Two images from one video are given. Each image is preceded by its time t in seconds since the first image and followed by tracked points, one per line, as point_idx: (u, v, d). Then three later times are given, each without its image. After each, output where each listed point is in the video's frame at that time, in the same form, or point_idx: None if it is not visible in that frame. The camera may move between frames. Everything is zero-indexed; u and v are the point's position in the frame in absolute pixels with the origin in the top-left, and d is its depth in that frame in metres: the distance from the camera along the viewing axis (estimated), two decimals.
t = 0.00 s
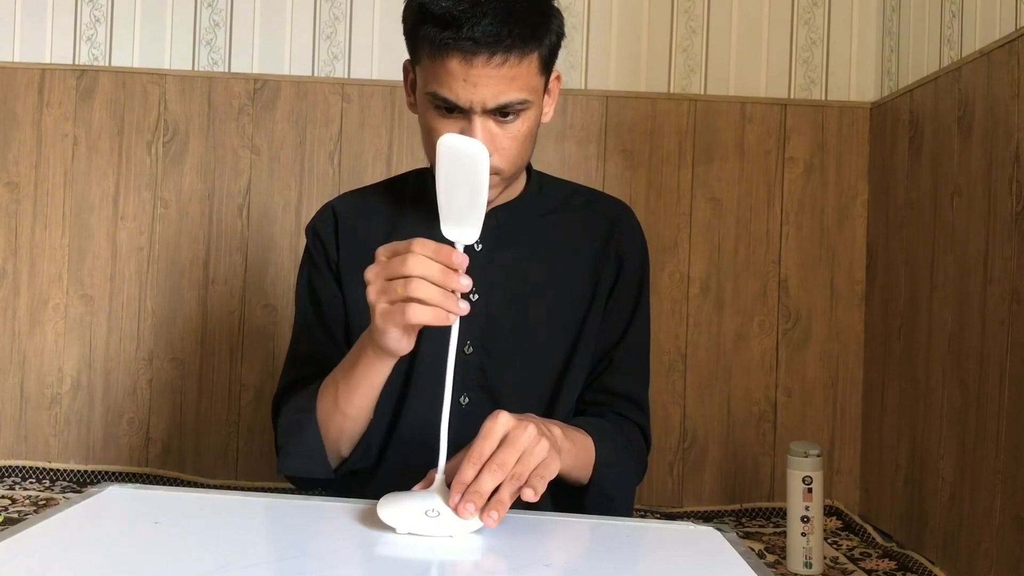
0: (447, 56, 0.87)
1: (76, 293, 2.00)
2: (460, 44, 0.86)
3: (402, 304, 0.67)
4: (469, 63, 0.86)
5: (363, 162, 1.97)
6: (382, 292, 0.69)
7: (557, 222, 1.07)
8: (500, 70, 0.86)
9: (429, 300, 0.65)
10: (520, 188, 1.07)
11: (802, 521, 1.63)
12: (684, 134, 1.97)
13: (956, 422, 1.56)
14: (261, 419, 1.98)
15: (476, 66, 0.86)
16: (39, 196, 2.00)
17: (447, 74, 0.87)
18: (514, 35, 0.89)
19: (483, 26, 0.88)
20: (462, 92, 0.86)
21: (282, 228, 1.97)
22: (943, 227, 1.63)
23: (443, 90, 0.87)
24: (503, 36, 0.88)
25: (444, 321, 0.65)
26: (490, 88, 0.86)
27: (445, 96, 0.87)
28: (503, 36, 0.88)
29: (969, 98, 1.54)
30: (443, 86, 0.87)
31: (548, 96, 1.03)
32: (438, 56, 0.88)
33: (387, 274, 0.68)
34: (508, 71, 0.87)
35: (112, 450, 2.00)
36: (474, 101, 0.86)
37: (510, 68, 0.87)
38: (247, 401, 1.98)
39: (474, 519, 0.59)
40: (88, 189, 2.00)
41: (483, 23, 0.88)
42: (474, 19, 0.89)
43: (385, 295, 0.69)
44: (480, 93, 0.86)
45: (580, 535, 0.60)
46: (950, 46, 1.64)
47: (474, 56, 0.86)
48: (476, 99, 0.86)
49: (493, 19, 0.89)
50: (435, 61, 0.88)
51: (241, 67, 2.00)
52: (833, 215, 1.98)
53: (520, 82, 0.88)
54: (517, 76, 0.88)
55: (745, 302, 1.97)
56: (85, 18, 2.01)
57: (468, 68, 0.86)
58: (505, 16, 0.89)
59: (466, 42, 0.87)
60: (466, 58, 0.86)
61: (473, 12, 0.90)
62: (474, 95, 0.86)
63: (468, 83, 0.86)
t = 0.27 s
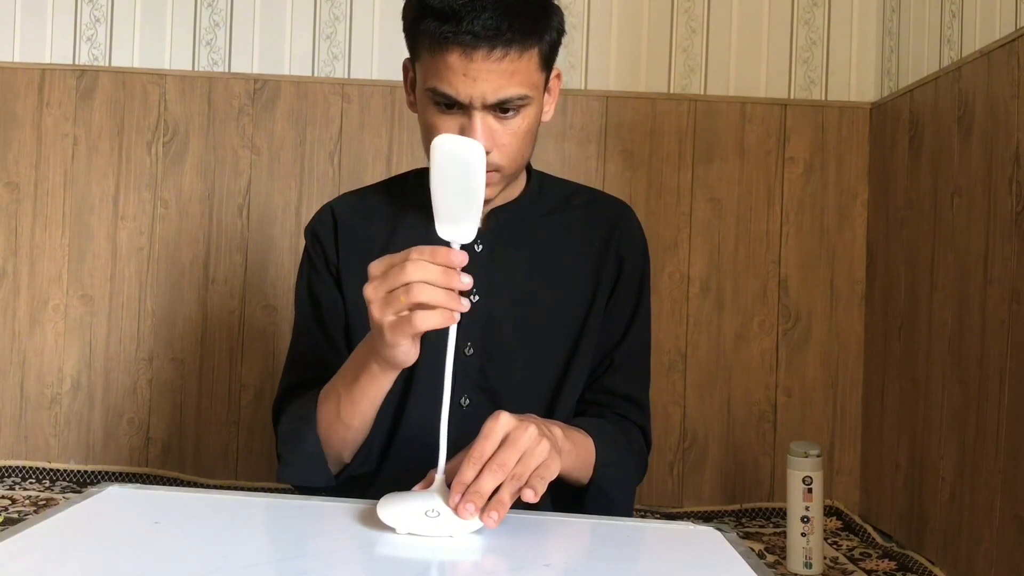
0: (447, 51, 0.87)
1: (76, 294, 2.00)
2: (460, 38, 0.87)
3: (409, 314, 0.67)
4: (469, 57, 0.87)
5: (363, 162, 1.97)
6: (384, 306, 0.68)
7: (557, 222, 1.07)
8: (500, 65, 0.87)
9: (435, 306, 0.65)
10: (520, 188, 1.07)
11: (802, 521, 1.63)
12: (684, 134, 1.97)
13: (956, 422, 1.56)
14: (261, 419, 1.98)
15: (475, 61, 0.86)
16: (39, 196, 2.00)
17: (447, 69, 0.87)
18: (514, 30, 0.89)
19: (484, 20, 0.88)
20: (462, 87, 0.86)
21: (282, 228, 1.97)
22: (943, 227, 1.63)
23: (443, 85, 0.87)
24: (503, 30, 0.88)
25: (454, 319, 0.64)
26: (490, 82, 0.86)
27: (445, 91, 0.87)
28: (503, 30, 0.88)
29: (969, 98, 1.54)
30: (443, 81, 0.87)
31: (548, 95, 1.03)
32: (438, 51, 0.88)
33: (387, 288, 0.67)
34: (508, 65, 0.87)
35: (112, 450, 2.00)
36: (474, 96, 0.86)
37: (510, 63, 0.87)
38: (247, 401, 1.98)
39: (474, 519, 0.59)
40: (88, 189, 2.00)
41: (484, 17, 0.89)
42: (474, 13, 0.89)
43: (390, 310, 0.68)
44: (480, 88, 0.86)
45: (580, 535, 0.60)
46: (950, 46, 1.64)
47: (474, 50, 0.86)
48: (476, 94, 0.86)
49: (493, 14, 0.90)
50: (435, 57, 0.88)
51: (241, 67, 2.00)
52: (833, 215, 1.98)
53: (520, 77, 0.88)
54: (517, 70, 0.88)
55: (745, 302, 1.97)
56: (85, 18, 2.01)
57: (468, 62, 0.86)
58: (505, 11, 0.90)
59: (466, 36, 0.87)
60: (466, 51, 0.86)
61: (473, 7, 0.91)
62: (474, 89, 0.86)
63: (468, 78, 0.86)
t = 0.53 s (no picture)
0: (447, 50, 0.87)
1: (76, 294, 2.00)
2: (460, 37, 0.87)
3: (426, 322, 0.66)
4: (469, 57, 0.87)
5: (363, 161, 1.97)
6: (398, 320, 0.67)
7: (558, 223, 1.07)
8: (500, 64, 0.87)
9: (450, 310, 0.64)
10: (521, 188, 1.07)
11: (802, 521, 1.63)
12: (684, 134, 1.97)
13: (956, 422, 1.56)
14: (261, 419, 1.98)
15: (476, 60, 0.87)
16: (39, 196, 2.00)
17: (447, 69, 0.87)
18: (514, 28, 0.89)
19: (484, 19, 0.88)
20: (462, 86, 0.86)
21: (282, 228, 1.97)
22: (943, 227, 1.63)
23: (443, 84, 0.87)
24: (503, 29, 0.88)
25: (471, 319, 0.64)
26: (490, 81, 0.86)
27: (446, 90, 0.87)
28: (503, 29, 0.88)
29: (969, 98, 1.54)
30: (444, 80, 0.87)
31: (549, 94, 1.03)
32: (438, 51, 0.88)
33: (397, 299, 0.66)
34: (508, 64, 0.87)
35: (112, 450, 2.00)
36: (474, 95, 0.86)
37: (510, 61, 0.87)
38: (247, 401, 1.98)
39: (473, 519, 0.59)
40: (88, 189, 1.99)
41: (483, 16, 0.89)
42: (474, 12, 0.90)
43: (404, 321, 0.66)
44: (480, 87, 0.86)
45: (580, 536, 0.60)
46: (950, 46, 1.64)
47: (474, 49, 0.87)
48: (477, 94, 0.86)
49: (493, 13, 0.90)
50: (435, 56, 0.88)
51: (241, 67, 2.00)
52: (833, 216, 1.98)
53: (520, 76, 0.89)
54: (517, 69, 0.88)
55: (745, 302, 1.97)
56: (85, 18, 2.01)
57: (469, 61, 0.87)
58: (504, 10, 0.90)
59: (466, 35, 0.87)
60: (466, 50, 0.87)
61: (473, 6, 0.91)
62: (475, 88, 0.86)
63: (468, 77, 0.86)
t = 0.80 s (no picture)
0: (448, 51, 0.87)
1: (76, 294, 2.00)
2: (461, 38, 0.87)
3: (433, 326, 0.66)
4: (469, 58, 0.87)
5: (363, 162, 1.97)
6: (405, 327, 0.67)
7: (559, 223, 1.07)
8: (501, 65, 0.87)
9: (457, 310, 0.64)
10: (521, 187, 1.07)
11: (802, 521, 1.63)
12: (684, 135, 1.97)
13: (956, 422, 1.56)
14: (261, 419, 1.98)
15: (477, 61, 0.87)
16: (39, 196, 2.00)
17: (448, 69, 0.87)
18: (515, 30, 0.89)
19: (485, 20, 0.88)
20: (463, 87, 0.86)
21: (282, 228, 1.97)
22: (943, 227, 1.63)
23: (444, 85, 0.87)
24: (504, 30, 0.88)
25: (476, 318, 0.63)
26: (491, 82, 0.86)
27: (447, 91, 0.87)
28: (503, 30, 0.88)
29: (969, 98, 1.54)
30: (444, 81, 0.87)
31: (549, 95, 1.03)
32: (439, 52, 0.88)
33: (402, 306, 0.66)
34: (509, 65, 0.87)
35: (112, 450, 2.00)
36: (475, 96, 0.86)
37: (511, 62, 0.87)
38: (247, 401, 1.98)
39: (473, 519, 0.59)
40: (88, 189, 1.99)
41: (484, 17, 0.89)
42: (475, 13, 0.90)
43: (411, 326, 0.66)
44: (481, 87, 0.86)
45: (580, 536, 0.60)
46: (950, 46, 1.64)
47: (476, 50, 0.87)
48: (477, 94, 0.86)
49: (494, 14, 0.90)
50: (436, 57, 0.88)
51: (241, 67, 2.00)
52: (833, 216, 1.98)
53: (521, 77, 0.88)
54: (518, 70, 0.88)
55: (745, 302, 1.97)
56: (85, 18, 2.01)
57: (469, 62, 0.86)
58: (505, 12, 0.90)
59: (467, 36, 0.87)
60: (467, 52, 0.87)
61: (474, 8, 0.91)
62: (475, 89, 0.86)
63: (469, 78, 0.86)
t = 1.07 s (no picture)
0: (447, 51, 0.87)
1: (76, 294, 2.00)
2: (460, 38, 0.87)
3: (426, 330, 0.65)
4: (469, 58, 0.87)
5: (363, 162, 1.97)
6: (400, 328, 0.67)
7: (558, 223, 1.07)
8: (501, 65, 0.87)
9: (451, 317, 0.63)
10: (521, 187, 1.07)
11: (802, 521, 1.63)
12: (684, 135, 1.97)
13: (956, 422, 1.56)
14: (261, 419, 1.98)
15: (476, 61, 0.87)
16: (39, 196, 2.00)
17: (447, 70, 0.87)
18: (514, 30, 0.89)
19: (484, 20, 0.88)
20: (462, 87, 0.86)
21: (282, 228, 1.97)
22: (943, 227, 1.63)
23: (443, 85, 0.87)
24: (503, 31, 0.88)
25: (470, 340, 0.62)
26: (491, 82, 0.86)
27: (446, 91, 0.87)
28: (503, 31, 0.88)
29: (969, 98, 1.54)
30: (444, 82, 0.87)
31: (549, 94, 1.03)
32: (438, 52, 0.88)
33: (400, 308, 0.66)
34: (509, 65, 0.87)
35: (112, 450, 2.00)
36: (475, 96, 0.86)
37: (510, 62, 0.87)
38: (247, 401, 1.98)
39: (474, 517, 0.59)
40: (88, 189, 1.99)
41: (483, 17, 0.89)
42: (474, 13, 0.90)
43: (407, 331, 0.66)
44: (481, 87, 0.86)
45: (580, 534, 0.60)
46: (950, 47, 1.64)
47: (475, 50, 0.87)
48: (477, 95, 0.86)
49: (493, 14, 0.90)
50: (435, 57, 0.88)
51: (241, 67, 2.00)
52: (833, 216, 1.98)
53: (520, 77, 0.88)
54: (517, 70, 0.88)
55: (745, 302, 1.97)
56: (85, 18, 2.01)
57: (469, 63, 0.87)
58: (504, 12, 0.90)
59: (466, 37, 0.87)
60: (466, 52, 0.87)
61: (473, 8, 0.91)
62: (475, 89, 0.86)
63: (468, 79, 0.86)
